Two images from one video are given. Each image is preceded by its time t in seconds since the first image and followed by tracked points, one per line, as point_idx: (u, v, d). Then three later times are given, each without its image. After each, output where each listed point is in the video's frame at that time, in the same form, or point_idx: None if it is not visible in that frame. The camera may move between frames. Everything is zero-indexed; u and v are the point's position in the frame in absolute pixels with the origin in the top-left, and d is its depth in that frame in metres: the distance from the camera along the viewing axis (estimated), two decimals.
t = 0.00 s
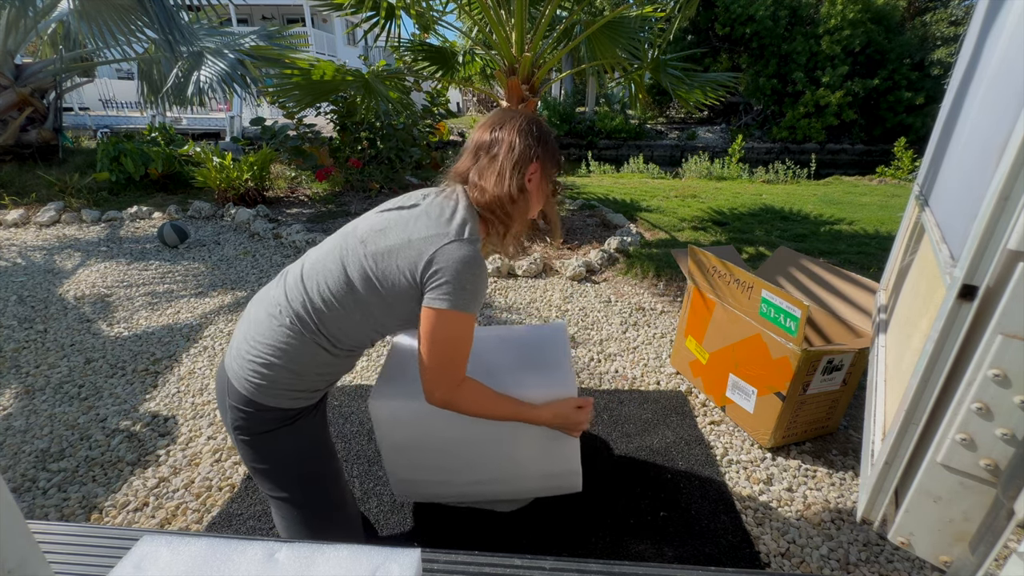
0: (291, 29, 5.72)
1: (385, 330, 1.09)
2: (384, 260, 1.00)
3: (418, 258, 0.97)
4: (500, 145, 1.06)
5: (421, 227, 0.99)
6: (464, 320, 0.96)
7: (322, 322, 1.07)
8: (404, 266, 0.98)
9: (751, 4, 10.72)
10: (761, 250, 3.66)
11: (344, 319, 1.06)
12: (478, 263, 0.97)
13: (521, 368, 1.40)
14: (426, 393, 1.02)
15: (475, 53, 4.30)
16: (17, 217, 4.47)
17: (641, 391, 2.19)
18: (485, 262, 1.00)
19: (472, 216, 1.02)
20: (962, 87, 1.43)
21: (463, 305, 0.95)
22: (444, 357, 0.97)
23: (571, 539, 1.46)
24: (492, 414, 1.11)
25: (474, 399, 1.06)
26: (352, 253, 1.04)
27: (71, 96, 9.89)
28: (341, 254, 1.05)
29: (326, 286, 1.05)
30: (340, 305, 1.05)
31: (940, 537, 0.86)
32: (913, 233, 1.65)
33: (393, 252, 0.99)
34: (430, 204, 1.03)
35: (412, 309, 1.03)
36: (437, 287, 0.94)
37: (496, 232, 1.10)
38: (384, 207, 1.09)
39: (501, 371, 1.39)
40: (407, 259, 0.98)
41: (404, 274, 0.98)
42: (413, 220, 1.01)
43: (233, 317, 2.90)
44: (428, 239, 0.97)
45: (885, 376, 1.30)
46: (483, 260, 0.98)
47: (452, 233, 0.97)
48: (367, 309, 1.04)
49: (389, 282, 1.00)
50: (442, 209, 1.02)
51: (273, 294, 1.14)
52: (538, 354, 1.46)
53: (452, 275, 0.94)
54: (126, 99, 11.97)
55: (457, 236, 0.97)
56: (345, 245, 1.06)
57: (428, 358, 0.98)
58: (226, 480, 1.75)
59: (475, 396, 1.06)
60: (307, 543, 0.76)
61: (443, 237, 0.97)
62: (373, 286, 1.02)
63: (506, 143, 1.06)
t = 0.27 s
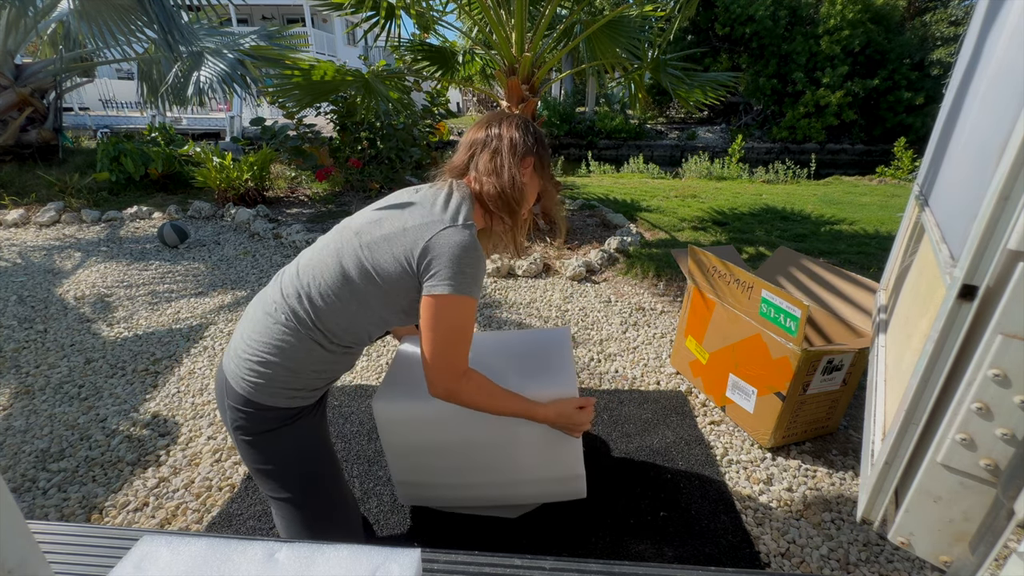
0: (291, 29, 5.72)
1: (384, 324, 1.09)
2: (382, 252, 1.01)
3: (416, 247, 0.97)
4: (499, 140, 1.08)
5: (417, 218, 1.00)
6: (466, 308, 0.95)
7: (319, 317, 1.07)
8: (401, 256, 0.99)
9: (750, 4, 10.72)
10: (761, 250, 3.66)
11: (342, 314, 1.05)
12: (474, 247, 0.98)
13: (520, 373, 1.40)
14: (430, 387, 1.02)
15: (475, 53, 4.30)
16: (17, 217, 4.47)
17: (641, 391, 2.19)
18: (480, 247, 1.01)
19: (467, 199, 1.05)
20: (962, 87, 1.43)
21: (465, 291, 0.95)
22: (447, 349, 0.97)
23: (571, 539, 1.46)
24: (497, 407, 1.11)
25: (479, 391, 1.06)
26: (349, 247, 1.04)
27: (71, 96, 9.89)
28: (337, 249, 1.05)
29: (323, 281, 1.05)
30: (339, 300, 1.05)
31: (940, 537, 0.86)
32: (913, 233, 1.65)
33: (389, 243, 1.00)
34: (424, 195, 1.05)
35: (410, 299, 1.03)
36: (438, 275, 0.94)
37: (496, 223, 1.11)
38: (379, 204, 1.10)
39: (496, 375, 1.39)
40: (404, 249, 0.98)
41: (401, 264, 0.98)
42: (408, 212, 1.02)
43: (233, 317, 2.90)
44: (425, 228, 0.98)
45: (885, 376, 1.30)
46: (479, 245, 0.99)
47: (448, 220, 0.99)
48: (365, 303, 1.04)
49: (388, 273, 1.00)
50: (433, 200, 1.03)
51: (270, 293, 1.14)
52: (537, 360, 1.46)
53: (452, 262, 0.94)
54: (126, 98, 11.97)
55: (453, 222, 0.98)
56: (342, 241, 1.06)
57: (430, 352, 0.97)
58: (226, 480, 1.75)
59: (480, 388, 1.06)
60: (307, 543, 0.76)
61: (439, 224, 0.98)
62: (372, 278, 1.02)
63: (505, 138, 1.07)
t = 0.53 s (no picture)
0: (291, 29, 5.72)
1: (386, 323, 1.09)
2: (384, 248, 1.01)
3: (418, 244, 0.98)
4: (507, 149, 1.08)
5: (420, 216, 1.01)
6: (463, 304, 0.95)
7: (322, 316, 1.07)
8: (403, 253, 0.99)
9: (750, 4, 10.72)
10: (761, 250, 3.66)
11: (345, 311, 1.05)
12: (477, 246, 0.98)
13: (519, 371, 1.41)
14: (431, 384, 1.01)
15: (475, 53, 4.29)
16: (17, 217, 4.47)
17: (641, 391, 2.19)
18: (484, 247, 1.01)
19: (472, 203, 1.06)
20: (962, 87, 1.43)
21: (466, 286, 0.95)
22: (449, 348, 0.96)
23: (571, 539, 1.46)
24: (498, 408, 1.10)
25: (480, 390, 1.04)
26: (353, 244, 1.05)
27: (71, 96, 9.90)
28: (341, 247, 1.06)
29: (327, 278, 1.05)
30: (341, 298, 1.05)
31: (939, 536, 0.86)
32: (912, 233, 1.65)
33: (392, 240, 1.00)
34: (427, 198, 1.06)
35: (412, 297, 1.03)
36: (439, 269, 0.94)
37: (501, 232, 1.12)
38: (384, 205, 1.11)
39: (495, 374, 1.38)
40: (406, 245, 0.99)
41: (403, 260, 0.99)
42: (412, 211, 1.03)
43: (233, 317, 2.90)
44: (428, 226, 0.98)
45: (885, 376, 1.30)
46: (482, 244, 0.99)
47: (451, 219, 0.99)
48: (368, 300, 1.04)
49: (390, 271, 1.01)
50: (438, 201, 1.04)
51: (272, 291, 1.15)
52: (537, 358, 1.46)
53: (454, 256, 0.94)
54: (126, 99, 11.98)
55: (456, 222, 0.99)
56: (346, 240, 1.07)
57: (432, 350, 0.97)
58: (226, 480, 1.75)
59: (482, 388, 1.04)
60: (307, 543, 0.76)
61: (443, 223, 0.98)
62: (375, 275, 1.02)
63: (514, 149, 1.08)
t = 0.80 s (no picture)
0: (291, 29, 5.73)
1: (393, 324, 1.09)
2: (393, 248, 1.01)
3: (427, 244, 0.98)
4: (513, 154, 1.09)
5: (429, 216, 1.01)
6: (469, 305, 0.96)
7: (329, 315, 1.07)
8: (412, 254, 0.99)
9: (750, 4, 10.72)
10: (761, 250, 3.66)
11: (353, 311, 1.05)
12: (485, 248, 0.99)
13: (515, 364, 1.40)
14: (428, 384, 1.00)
15: (475, 53, 4.30)
16: (17, 217, 4.47)
17: (641, 391, 2.19)
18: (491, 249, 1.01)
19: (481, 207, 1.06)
20: (962, 87, 1.43)
21: (470, 288, 0.96)
22: (449, 347, 0.96)
23: (571, 539, 1.46)
24: (494, 405, 1.10)
25: (478, 388, 1.04)
26: (362, 244, 1.05)
27: (71, 97, 9.90)
28: (350, 246, 1.06)
29: (335, 277, 1.05)
30: (348, 298, 1.05)
31: (940, 536, 0.87)
32: (913, 233, 1.65)
33: (401, 240, 1.01)
34: (435, 198, 1.06)
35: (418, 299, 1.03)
36: (447, 269, 0.94)
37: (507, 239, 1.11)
38: (393, 205, 1.11)
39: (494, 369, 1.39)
40: (415, 245, 0.99)
41: (411, 259, 0.99)
42: (421, 212, 1.03)
43: (233, 317, 2.90)
44: (436, 226, 0.99)
45: (885, 375, 1.30)
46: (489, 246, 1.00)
47: (459, 220, 0.99)
48: (377, 300, 1.04)
49: (398, 271, 1.01)
50: (449, 202, 1.04)
51: (280, 289, 1.15)
52: (534, 351, 1.45)
53: (462, 258, 0.95)
54: (126, 99, 11.98)
55: (464, 223, 0.99)
56: (354, 239, 1.07)
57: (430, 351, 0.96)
58: (226, 480, 1.75)
59: (478, 385, 1.04)
60: (307, 543, 0.76)
61: (451, 224, 0.98)
62: (383, 275, 1.02)
63: (526, 157, 1.08)
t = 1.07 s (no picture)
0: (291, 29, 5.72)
1: (396, 325, 1.10)
2: (397, 248, 1.01)
3: (430, 244, 0.98)
4: (518, 159, 1.10)
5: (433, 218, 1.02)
6: (468, 303, 0.96)
7: (331, 316, 1.07)
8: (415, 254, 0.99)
9: (750, 4, 10.72)
10: (761, 250, 3.66)
11: (356, 311, 1.06)
12: (489, 249, 0.99)
13: (515, 364, 1.40)
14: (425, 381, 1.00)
15: (475, 53, 4.30)
16: (17, 217, 4.47)
17: (641, 391, 2.19)
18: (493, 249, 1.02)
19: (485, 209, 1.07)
20: (962, 87, 1.43)
21: (473, 287, 0.96)
22: (447, 343, 0.96)
23: (571, 539, 1.46)
24: (492, 406, 1.09)
25: (476, 388, 1.04)
26: (366, 244, 1.05)
27: (71, 96, 9.90)
28: (353, 247, 1.06)
29: (339, 277, 1.05)
30: (351, 298, 1.05)
31: (940, 537, 0.87)
32: (913, 233, 1.65)
33: (405, 241, 1.01)
34: (439, 200, 1.07)
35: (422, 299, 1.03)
36: (450, 269, 0.95)
37: (510, 241, 1.13)
38: (397, 207, 1.12)
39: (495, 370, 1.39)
40: (420, 245, 0.99)
41: (415, 260, 0.99)
42: (426, 213, 1.04)
43: (233, 317, 2.90)
44: (440, 227, 0.99)
45: (885, 375, 1.30)
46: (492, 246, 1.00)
47: (463, 222, 1.00)
48: (380, 301, 1.05)
49: (401, 272, 1.01)
50: (453, 204, 1.05)
51: (282, 289, 1.15)
52: (534, 349, 1.45)
53: (467, 257, 0.95)
54: (126, 99, 11.99)
55: (468, 224, 1.00)
56: (357, 240, 1.07)
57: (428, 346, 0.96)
58: (226, 480, 1.75)
59: (478, 386, 1.04)
60: (307, 543, 0.76)
61: (455, 224, 0.99)
62: (387, 275, 1.02)
63: (530, 162, 1.10)
